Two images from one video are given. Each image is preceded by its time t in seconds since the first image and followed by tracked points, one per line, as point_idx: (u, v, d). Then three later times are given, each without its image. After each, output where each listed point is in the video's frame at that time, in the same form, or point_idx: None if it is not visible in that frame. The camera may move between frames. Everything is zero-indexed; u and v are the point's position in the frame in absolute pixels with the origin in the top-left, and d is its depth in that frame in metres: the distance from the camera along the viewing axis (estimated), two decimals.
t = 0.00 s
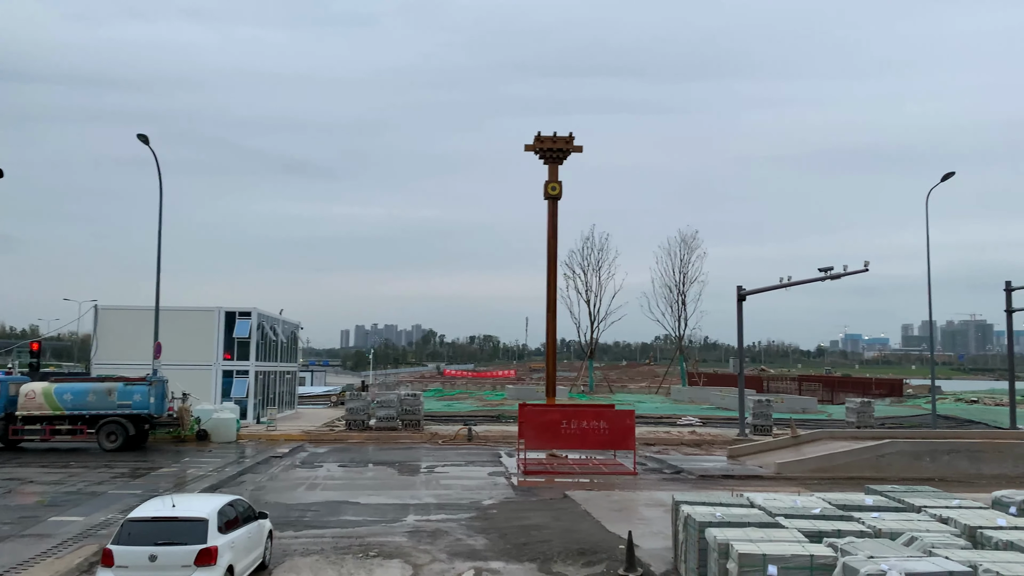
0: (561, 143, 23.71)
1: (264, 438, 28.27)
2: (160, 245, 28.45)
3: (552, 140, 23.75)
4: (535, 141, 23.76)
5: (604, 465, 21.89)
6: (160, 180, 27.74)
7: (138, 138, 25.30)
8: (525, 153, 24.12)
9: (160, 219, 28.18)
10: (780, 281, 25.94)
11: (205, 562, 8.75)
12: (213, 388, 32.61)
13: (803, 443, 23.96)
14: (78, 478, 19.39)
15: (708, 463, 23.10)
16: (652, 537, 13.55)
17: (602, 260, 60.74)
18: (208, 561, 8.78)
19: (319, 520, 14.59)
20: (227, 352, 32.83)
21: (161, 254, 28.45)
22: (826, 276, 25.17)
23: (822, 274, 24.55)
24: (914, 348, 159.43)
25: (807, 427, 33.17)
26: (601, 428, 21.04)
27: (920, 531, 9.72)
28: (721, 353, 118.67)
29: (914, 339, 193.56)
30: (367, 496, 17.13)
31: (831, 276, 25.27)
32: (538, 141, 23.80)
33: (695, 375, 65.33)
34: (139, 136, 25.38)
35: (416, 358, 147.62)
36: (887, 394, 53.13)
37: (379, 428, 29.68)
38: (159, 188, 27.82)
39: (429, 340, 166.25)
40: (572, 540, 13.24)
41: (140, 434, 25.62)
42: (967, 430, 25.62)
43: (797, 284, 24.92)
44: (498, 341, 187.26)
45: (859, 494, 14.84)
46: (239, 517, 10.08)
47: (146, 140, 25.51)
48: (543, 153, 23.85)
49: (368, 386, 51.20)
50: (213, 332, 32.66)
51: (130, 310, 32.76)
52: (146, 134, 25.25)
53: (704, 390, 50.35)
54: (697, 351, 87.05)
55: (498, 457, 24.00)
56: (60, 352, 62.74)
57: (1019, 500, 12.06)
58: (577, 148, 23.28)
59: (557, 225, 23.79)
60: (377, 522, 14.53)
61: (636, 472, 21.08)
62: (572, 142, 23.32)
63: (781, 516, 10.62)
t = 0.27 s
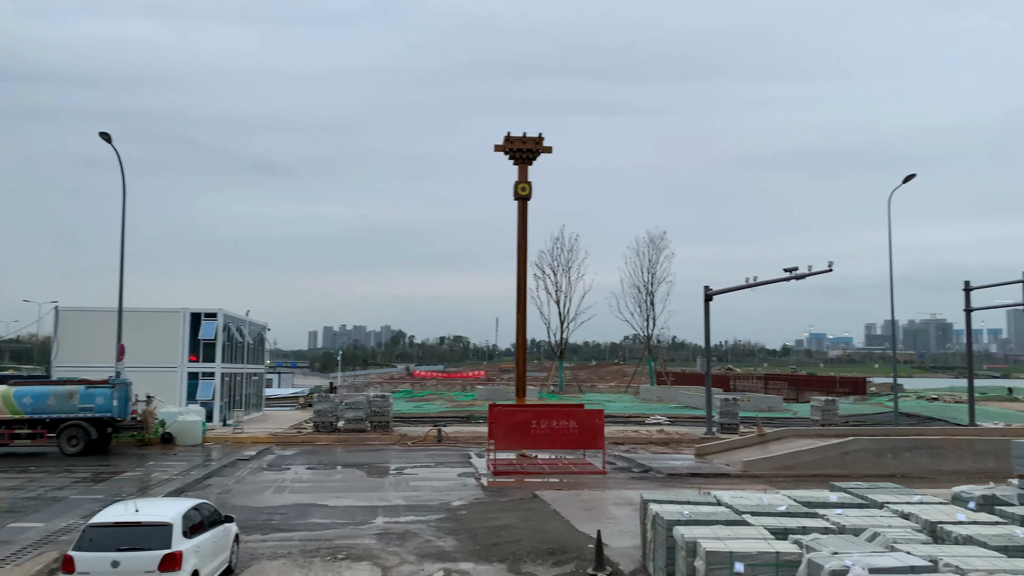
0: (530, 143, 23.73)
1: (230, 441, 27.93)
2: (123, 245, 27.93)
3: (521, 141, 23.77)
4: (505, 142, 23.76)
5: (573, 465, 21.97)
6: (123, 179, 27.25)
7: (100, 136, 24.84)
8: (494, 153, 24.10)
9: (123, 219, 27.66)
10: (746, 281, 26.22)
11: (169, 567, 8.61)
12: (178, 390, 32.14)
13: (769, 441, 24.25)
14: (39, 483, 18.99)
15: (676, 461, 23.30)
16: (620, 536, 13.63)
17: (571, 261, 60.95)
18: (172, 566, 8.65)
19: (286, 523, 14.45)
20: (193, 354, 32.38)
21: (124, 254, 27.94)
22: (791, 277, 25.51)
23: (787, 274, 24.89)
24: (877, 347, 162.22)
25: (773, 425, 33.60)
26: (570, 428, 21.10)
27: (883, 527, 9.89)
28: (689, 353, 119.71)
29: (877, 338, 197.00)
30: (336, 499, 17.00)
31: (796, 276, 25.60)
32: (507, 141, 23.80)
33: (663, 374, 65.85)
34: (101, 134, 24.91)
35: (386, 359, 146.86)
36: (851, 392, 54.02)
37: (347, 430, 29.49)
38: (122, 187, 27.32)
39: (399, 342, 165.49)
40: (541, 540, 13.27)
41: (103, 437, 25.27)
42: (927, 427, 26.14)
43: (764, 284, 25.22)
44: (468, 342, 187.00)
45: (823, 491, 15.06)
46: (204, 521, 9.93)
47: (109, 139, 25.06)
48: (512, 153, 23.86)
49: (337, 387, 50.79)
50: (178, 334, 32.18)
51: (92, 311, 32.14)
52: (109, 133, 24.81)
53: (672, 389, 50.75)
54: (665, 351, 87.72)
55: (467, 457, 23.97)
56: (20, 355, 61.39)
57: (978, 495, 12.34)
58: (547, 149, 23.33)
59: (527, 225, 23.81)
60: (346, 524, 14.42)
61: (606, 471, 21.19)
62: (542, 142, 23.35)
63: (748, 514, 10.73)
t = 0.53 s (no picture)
0: (500, 143, 23.74)
1: (195, 442, 27.55)
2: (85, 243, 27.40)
3: (491, 141, 23.76)
4: (475, 142, 23.74)
5: (542, 465, 22.02)
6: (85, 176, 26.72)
7: (61, 133, 24.36)
8: (464, 153, 24.07)
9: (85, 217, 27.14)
10: (714, 281, 26.50)
11: (131, 572, 8.47)
12: (142, 391, 31.63)
13: (735, 440, 24.53)
14: None
15: (644, 460, 23.46)
16: (589, 535, 13.68)
17: (541, 261, 61.09)
18: (134, 571, 8.50)
19: (252, 525, 14.28)
20: (157, 354, 31.89)
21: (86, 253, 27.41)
22: (757, 277, 25.83)
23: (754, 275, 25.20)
24: (841, 347, 164.84)
25: (739, 424, 33.98)
26: (539, 427, 21.15)
27: (846, 524, 10.05)
28: (657, 352, 120.59)
29: (841, 338, 200.18)
30: (303, 500, 16.85)
31: (762, 277, 25.93)
32: (477, 141, 23.79)
33: (632, 374, 66.29)
34: (63, 130, 24.42)
35: (354, 359, 145.92)
36: (815, 391, 54.85)
37: (315, 431, 29.25)
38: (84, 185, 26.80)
39: (367, 342, 164.51)
40: (510, 540, 13.27)
41: (63, 439, 24.80)
42: (889, 426, 26.64)
43: (731, 285, 25.52)
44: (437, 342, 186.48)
45: (789, 489, 15.26)
46: (168, 525, 9.78)
47: (70, 135, 24.58)
48: (482, 153, 23.85)
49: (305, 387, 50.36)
50: (142, 334, 31.65)
51: (53, 311, 31.50)
52: (70, 129, 24.33)
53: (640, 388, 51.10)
54: (634, 351, 88.33)
55: (436, 458, 23.90)
56: None
57: (938, 491, 12.59)
58: (517, 149, 23.35)
59: (497, 225, 23.81)
60: (313, 526, 14.30)
61: (574, 470, 21.28)
62: (512, 143, 23.37)
63: (714, 512, 10.84)
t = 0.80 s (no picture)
0: (473, 143, 23.72)
1: (161, 443, 27.14)
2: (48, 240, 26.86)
3: (464, 140, 23.73)
4: (447, 141, 23.68)
5: (513, 464, 22.02)
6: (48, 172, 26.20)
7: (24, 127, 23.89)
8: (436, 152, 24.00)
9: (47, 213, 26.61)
10: (683, 282, 26.72)
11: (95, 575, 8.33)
12: (107, 392, 31.09)
13: (704, 439, 24.73)
14: None
15: (614, 460, 23.58)
16: (559, 534, 13.71)
17: (513, 261, 61.14)
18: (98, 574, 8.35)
19: (219, 527, 14.11)
20: (122, 354, 31.37)
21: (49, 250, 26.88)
22: (725, 278, 26.08)
23: (723, 276, 25.47)
24: (808, 347, 167.14)
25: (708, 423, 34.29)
26: (510, 427, 21.16)
27: (812, 521, 10.19)
28: (627, 352, 121.28)
29: (808, 339, 202.94)
30: (271, 502, 16.68)
31: (731, 278, 26.19)
32: (449, 140, 23.74)
33: (602, 373, 66.61)
34: (25, 125, 23.96)
35: (324, 359, 144.80)
36: (783, 390, 55.57)
37: (283, 431, 28.98)
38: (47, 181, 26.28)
39: (337, 342, 163.34)
40: (480, 540, 13.26)
41: (25, 441, 24.29)
42: (854, 425, 27.08)
43: (700, 285, 25.75)
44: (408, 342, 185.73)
45: (756, 487, 15.43)
46: (132, 527, 9.62)
47: (32, 130, 24.11)
48: (454, 153, 23.79)
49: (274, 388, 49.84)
50: (107, 334, 31.11)
51: (14, 310, 30.84)
52: (33, 124, 23.87)
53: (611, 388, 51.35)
54: (605, 351, 88.78)
55: (406, 459, 23.80)
56: None
57: (901, 489, 12.81)
58: (489, 149, 23.34)
59: (469, 225, 23.78)
60: (281, 528, 14.16)
61: (545, 469, 21.33)
62: (484, 142, 23.36)
63: (684, 511, 10.93)
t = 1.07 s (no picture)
0: (448, 142, 23.67)
1: (130, 443, 26.75)
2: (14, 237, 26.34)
3: (439, 139, 23.67)
4: (422, 140, 23.60)
5: (487, 464, 22.01)
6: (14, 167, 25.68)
7: None
8: (412, 151, 23.91)
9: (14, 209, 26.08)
10: (657, 282, 26.86)
11: None
12: (75, 391, 30.58)
13: (677, 438, 24.89)
14: None
15: (588, 459, 23.65)
16: (532, 534, 13.71)
17: (488, 261, 61.10)
18: None
19: (189, 528, 13.94)
20: (91, 353, 30.88)
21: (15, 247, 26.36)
22: (699, 279, 26.27)
23: (696, 276, 25.67)
24: (780, 347, 168.99)
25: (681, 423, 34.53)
26: (485, 427, 21.14)
27: (783, 520, 10.30)
28: (602, 352, 121.82)
29: (779, 339, 205.24)
30: (242, 502, 16.51)
31: (704, 278, 26.38)
32: (424, 139, 23.66)
33: (577, 373, 66.80)
34: None
35: (297, 359, 143.72)
36: (754, 390, 56.14)
37: (255, 432, 28.71)
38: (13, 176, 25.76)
39: (311, 341, 162.21)
40: (453, 540, 13.22)
41: None
42: (825, 424, 27.41)
43: (674, 286, 25.91)
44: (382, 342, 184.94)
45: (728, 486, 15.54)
46: (100, 529, 9.48)
47: None
48: (430, 152, 23.72)
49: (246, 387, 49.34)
50: (75, 332, 30.60)
51: None
52: None
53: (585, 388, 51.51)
54: (579, 351, 89.06)
55: (379, 459, 23.67)
56: None
57: (869, 488, 12.99)
58: (464, 148, 23.30)
59: (444, 224, 23.72)
60: (253, 528, 14.03)
61: (519, 469, 21.34)
62: (459, 141, 23.31)
63: (656, 510, 10.99)
